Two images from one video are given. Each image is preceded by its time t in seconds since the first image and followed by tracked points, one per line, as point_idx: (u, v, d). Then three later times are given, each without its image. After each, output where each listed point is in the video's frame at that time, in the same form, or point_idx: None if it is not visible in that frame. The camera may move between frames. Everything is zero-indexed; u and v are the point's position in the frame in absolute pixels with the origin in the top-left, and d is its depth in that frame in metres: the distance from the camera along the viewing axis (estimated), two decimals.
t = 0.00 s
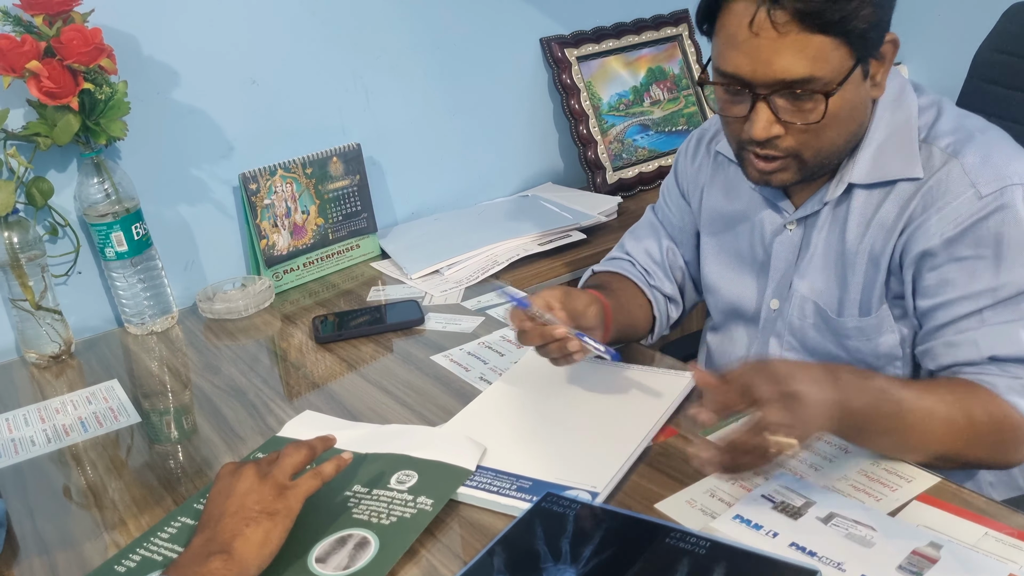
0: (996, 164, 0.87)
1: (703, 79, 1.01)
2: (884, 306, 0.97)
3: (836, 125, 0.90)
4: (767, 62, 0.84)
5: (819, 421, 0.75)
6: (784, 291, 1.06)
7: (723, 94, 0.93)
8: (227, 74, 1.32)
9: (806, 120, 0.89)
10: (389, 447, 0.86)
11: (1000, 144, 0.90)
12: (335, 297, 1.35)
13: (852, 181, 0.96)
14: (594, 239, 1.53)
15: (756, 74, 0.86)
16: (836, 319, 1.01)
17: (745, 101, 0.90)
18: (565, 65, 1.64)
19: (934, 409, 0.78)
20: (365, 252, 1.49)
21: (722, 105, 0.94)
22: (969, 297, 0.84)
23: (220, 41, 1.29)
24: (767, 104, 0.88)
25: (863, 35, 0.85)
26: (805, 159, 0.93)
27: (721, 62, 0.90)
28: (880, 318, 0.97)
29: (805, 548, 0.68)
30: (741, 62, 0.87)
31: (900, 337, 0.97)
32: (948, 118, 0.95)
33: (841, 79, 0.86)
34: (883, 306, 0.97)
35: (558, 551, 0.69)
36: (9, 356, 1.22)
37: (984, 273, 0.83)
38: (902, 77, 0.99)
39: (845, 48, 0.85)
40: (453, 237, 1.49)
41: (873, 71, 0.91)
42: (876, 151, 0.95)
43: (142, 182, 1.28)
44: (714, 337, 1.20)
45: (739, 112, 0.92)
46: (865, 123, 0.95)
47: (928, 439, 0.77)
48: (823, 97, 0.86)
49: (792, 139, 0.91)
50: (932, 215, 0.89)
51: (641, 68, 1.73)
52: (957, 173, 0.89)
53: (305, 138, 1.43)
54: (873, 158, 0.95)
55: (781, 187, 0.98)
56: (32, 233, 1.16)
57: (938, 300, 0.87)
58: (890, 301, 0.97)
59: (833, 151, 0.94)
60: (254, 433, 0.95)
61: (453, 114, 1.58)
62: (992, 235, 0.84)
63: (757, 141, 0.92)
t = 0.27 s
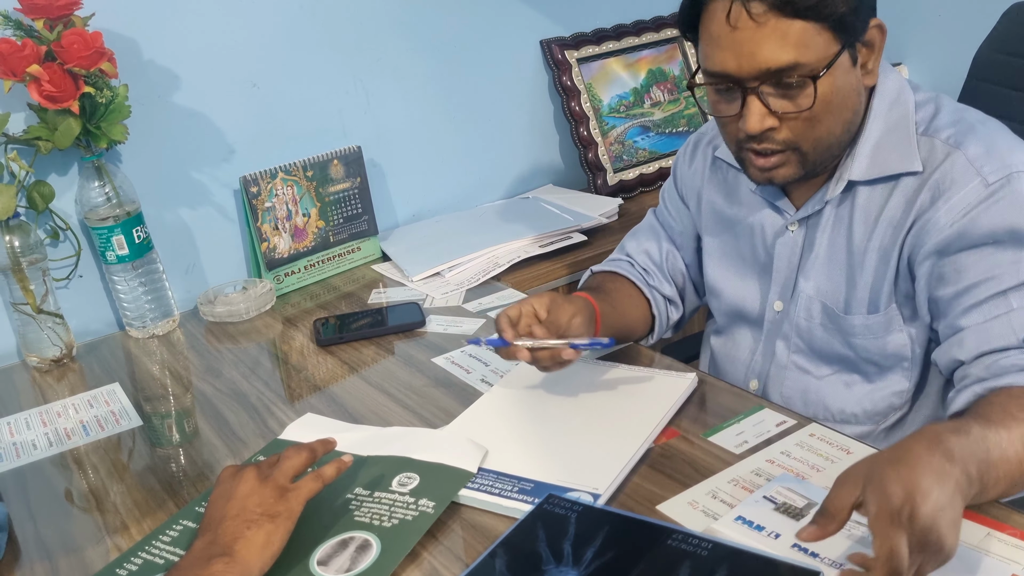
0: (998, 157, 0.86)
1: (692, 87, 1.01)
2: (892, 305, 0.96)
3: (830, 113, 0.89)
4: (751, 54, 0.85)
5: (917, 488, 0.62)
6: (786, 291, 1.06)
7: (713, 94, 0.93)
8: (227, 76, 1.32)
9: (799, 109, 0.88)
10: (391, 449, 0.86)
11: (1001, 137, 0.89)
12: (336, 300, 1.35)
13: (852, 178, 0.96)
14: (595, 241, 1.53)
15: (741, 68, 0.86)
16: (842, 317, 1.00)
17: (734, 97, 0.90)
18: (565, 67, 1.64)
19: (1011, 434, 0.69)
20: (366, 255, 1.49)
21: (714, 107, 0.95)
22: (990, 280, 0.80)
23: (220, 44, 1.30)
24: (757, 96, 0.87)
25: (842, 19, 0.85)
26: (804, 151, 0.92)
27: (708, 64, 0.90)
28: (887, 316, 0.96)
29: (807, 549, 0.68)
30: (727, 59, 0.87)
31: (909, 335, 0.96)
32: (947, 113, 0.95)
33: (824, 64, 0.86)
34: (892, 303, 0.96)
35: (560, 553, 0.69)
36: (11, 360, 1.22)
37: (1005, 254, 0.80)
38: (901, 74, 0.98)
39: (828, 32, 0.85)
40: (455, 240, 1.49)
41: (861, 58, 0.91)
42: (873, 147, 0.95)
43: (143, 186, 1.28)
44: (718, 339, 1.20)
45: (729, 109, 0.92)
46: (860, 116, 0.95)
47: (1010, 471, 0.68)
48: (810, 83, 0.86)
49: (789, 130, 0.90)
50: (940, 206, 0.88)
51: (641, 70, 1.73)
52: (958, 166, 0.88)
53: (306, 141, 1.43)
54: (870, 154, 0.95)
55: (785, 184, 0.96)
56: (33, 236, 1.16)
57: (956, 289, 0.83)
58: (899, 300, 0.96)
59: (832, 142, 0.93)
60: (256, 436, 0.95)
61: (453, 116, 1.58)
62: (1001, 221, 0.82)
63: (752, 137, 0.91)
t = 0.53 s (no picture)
0: (998, 157, 0.85)
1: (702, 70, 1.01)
2: (894, 309, 0.95)
3: (841, 100, 0.89)
4: (771, 23, 0.84)
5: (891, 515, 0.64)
6: (789, 292, 1.05)
7: (725, 71, 0.93)
8: (227, 78, 1.32)
9: (812, 87, 0.87)
10: (392, 451, 0.86)
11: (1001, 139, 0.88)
12: (336, 301, 1.35)
13: (853, 179, 0.95)
14: (596, 241, 1.52)
15: (760, 38, 0.85)
16: (845, 319, 0.99)
17: (748, 71, 0.89)
18: (566, 67, 1.63)
19: (1002, 458, 0.70)
20: (367, 256, 1.49)
21: (724, 85, 0.94)
22: (992, 283, 0.80)
23: (219, 45, 1.29)
24: (773, 69, 0.87)
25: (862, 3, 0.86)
26: (812, 137, 0.91)
27: (722, 36, 0.90)
28: (890, 319, 0.95)
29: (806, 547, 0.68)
30: (745, 29, 0.86)
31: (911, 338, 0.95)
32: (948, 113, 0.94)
33: (842, 44, 0.86)
34: (894, 307, 0.95)
35: (558, 557, 0.68)
36: (11, 362, 1.21)
37: (1005, 258, 0.80)
38: (902, 75, 0.98)
39: (847, 14, 0.85)
40: (455, 240, 1.48)
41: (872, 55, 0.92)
42: (876, 148, 0.95)
43: (143, 187, 1.28)
44: (719, 340, 1.19)
45: (742, 86, 0.91)
46: (865, 116, 0.95)
47: (1000, 493, 0.69)
48: (828, 60, 0.86)
49: (800, 110, 0.89)
50: (941, 209, 0.87)
51: (642, 70, 1.73)
52: (960, 168, 0.87)
53: (306, 142, 1.43)
54: (872, 155, 0.95)
55: (789, 172, 0.95)
56: (33, 238, 1.15)
57: (957, 293, 0.83)
58: (901, 304, 0.95)
59: (840, 132, 0.92)
60: (256, 437, 0.95)
61: (454, 116, 1.58)
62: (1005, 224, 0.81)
63: (762, 114, 0.90)
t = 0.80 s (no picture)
0: (997, 161, 0.85)
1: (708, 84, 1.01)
2: (899, 312, 0.94)
3: (847, 109, 0.89)
4: (776, 35, 0.85)
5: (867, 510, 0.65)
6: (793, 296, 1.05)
7: (729, 83, 0.93)
8: (230, 80, 1.32)
9: (818, 96, 0.87)
10: (395, 451, 0.86)
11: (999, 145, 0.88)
12: (339, 302, 1.36)
13: (854, 183, 0.95)
14: (598, 243, 1.53)
15: (765, 49, 0.86)
16: (848, 323, 0.99)
17: (754, 83, 0.90)
18: (568, 69, 1.64)
19: (989, 466, 0.70)
20: (369, 257, 1.49)
21: (729, 97, 0.94)
22: (999, 296, 0.79)
23: (222, 48, 1.30)
24: (778, 80, 0.87)
25: (865, 13, 0.86)
26: (818, 145, 0.91)
27: (726, 48, 0.90)
28: (893, 324, 0.95)
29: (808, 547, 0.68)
30: (751, 41, 0.87)
31: (913, 344, 0.94)
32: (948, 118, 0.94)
33: (847, 53, 0.86)
34: (898, 311, 0.94)
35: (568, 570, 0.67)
36: (15, 364, 1.22)
37: (1009, 268, 0.79)
38: (904, 80, 0.98)
39: (851, 23, 0.86)
40: (458, 242, 1.48)
41: (876, 63, 0.92)
42: (877, 154, 0.94)
43: (147, 189, 1.29)
44: (722, 342, 1.20)
45: (747, 98, 0.91)
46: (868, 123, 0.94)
47: (994, 501, 0.68)
48: (834, 69, 0.86)
49: (806, 119, 0.89)
50: (941, 214, 0.86)
51: (643, 72, 1.74)
52: (959, 173, 0.87)
53: (309, 144, 1.43)
54: (874, 160, 0.94)
55: (797, 180, 0.95)
56: (37, 241, 1.16)
57: (965, 305, 0.82)
58: (904, 309, 0.94)
59: (846, 139, 0.92)
60: (260, 438, 0.95)
61: (456, 119, 1.58)
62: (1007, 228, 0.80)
63: (769, 124, 0.90)
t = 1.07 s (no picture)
0: (989, 176, 0.86)
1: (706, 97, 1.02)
2: (895, 325, 0.95)
3: (844, 123, 0.90)
4: (773, 53, 0.86)
5: (876, 523, 0.65)
6: (790, 306, 1.06)
7: (727, 100, 0.94)
8: (239, 93, 1.34)
9: (816, 112, 0.88)
10: (403, 459, 0.87)
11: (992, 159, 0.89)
12: (346, 312, 1.37)
13: (851, 196, 0.96)
14: (602, 254, 1.54)
15: (762, 67, 0.87)
16: (845, 334, 1.00)
17: (752, 100, 0.91)
18: (572, 81, 1.66)
19: (994, 482, 0.70)
20: (375, 268, 1.51)
21: (727, 113, 0.95)
22: (996, 307, 0.80)
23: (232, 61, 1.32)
24: (775, 97, 0.88)
25: (861, 27, 0.87)
26: (816, 160, 0.92)
27: (723, 66, 0.91)
28: (890, 335, 0.96)
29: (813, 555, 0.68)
30: (748, 60, 0.87)
31: (911, 355, 0.95)
32: (943, 132, 0.95)
33: (843, 68, 0.87)
34: (896, 322, 0.95)
35: None
36: (27, 373, 1.23)
37: (1004, 280, 0.80)
38: (902, 95, 0.99)
39: (847, 38, 0.87)
40: (463, 252, 1.50)
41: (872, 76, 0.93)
42: (873, 167, 0.95)
43: (158, 200, 1.30)
44: (724, 353, 1.20)
45: (746, 114, 0.92)
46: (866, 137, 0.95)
47: (996, 518, 0.68)
48: (830, 85, 0.87)
49: (805, 135, 0.90)
50: (935, 227, 0.87)
51: (647, 84, 1.76)
52: (952, 186, 0.88)
53: (316, 155, 1.45)
54: (870, 173, 0.95)
55: (797, 195, 0.96)
56: (49, 251, 1.17)
57: (960, 319, 0.83)
58: (902, 320, 0.95)
59: (844, 154, 0.93)
60: (269, 446, 0.96)
61: (462, 130, 1.60)
62: (1002, 240, 0.81)
63: (768, 140, 0.91)
